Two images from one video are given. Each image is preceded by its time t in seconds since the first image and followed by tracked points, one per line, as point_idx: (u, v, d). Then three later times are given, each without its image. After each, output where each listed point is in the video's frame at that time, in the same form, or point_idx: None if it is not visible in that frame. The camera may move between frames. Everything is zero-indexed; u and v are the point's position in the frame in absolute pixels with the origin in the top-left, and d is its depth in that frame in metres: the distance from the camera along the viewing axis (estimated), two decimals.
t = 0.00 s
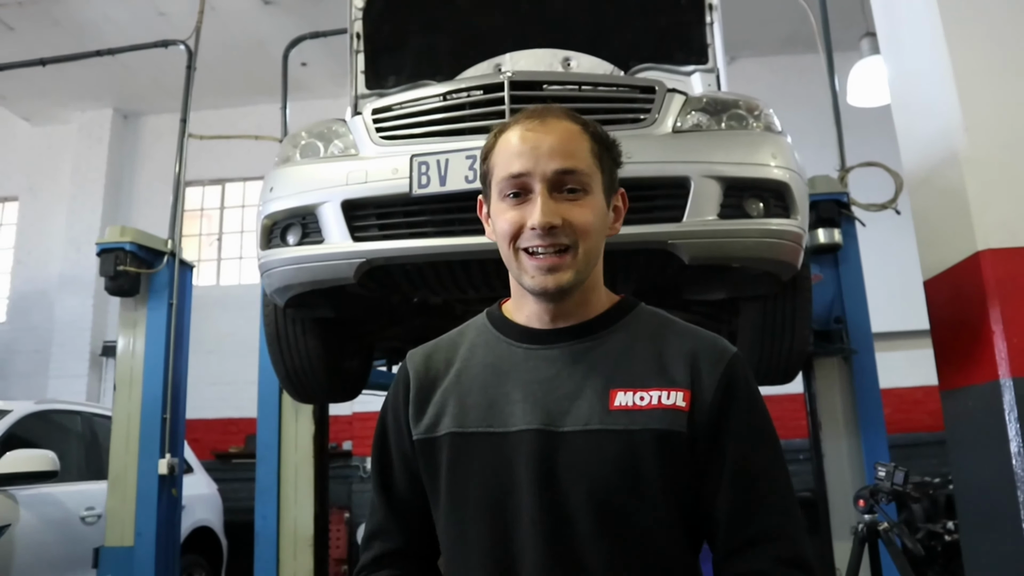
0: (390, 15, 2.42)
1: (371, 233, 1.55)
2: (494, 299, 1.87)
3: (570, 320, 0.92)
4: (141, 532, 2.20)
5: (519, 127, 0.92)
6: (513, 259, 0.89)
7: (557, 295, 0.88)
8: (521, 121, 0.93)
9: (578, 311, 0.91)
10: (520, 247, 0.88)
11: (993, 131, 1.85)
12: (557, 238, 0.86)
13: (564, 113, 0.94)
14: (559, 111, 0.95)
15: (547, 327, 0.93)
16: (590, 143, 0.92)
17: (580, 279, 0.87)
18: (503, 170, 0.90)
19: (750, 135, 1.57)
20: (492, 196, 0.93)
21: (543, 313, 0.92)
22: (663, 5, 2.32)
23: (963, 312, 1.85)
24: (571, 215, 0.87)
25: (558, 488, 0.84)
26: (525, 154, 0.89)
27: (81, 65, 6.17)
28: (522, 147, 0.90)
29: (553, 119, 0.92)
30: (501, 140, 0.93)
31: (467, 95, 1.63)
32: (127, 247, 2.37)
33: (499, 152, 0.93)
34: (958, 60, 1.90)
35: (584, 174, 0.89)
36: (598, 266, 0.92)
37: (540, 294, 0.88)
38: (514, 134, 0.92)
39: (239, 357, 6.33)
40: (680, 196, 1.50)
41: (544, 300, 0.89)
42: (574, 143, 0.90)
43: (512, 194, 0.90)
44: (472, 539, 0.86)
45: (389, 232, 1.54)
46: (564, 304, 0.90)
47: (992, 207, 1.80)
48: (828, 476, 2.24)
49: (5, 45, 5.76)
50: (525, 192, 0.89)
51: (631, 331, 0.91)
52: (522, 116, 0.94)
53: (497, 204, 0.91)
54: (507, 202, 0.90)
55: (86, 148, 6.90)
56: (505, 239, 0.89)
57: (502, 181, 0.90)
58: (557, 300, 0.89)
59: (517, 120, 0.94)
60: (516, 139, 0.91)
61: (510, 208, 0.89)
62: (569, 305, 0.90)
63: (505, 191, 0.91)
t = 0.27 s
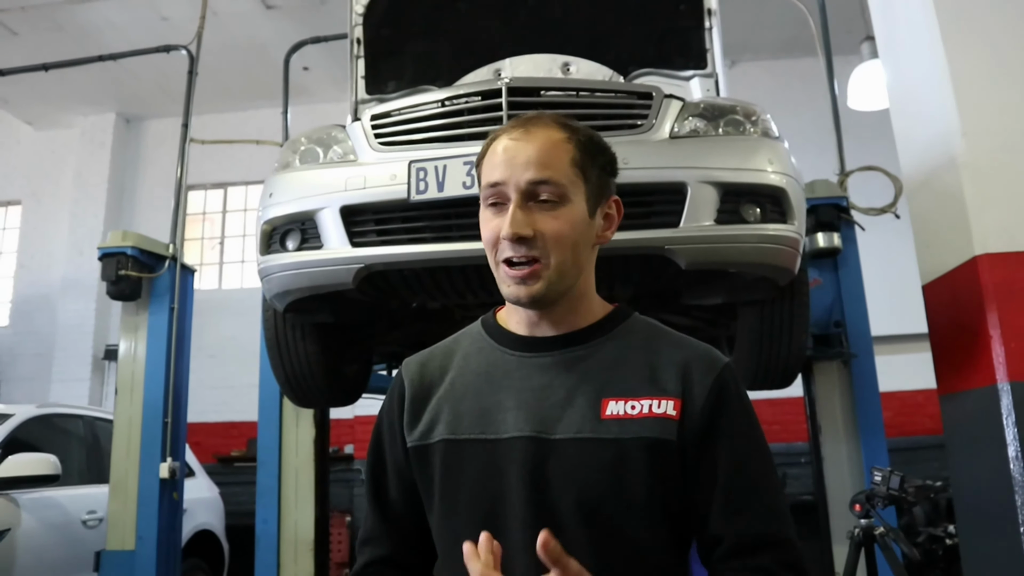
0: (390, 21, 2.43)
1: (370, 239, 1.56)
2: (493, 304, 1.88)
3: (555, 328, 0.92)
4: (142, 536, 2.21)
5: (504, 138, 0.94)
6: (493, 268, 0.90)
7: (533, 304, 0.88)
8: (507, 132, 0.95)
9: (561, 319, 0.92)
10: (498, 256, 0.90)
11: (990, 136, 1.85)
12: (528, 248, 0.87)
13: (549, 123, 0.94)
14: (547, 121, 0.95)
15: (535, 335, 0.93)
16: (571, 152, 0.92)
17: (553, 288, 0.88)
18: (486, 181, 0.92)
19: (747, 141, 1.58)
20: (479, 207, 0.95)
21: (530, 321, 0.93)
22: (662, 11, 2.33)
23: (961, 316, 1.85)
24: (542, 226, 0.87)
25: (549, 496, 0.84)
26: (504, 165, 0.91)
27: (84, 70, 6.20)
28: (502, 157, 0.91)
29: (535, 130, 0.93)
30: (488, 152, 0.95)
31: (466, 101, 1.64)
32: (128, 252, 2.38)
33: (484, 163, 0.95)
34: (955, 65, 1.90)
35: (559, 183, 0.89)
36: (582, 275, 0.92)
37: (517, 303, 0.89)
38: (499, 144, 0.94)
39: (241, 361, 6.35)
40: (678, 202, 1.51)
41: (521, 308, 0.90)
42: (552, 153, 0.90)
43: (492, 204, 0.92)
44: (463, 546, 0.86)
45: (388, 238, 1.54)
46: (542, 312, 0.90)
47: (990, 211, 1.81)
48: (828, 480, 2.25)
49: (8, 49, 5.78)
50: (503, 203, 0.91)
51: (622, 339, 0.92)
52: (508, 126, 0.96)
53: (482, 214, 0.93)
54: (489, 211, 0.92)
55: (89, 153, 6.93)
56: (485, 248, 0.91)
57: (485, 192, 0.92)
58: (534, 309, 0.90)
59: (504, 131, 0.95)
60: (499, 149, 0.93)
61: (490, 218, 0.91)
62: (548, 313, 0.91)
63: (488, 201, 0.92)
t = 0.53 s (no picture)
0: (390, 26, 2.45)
1: (368, 244, 1.56)
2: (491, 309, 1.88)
3: (549, 335, 0.93)
4: (143, 541, 2.22)
5: (504, 144, 0.94)
6: (491, 274, 0.91)
7: (532, 310, 0.89)
8: (507, 140, 0.95)
9: (557, 326, 0.93)
10: (498, 262, 0.90)
11: (987, 140, 1.86)
12: (531, 256, 0.88)
13: (549, 132, 0.95)
14: (546, 131, 0.96)
15: (527, 341, 0.94)
16: (571, 162, 0.93)
17: (553, 295, 0.89)
18: (485, 188, 0.93)
19: (743, 146, 1.58)
20: (476, 212, 0.95)
21: (523, 327, 0.93)
22: (660, 17, 2.35)
23: (958, 321, 1.86)
24: (546, 234, 0.88)
25: (534, 501, 0.85)
26: (506, 172, 0.91)
27: (87, 75, 6.23)
28: (504, 164, 0.92)
29: (537, 138, 0.94)
30: (487, 158, 0.96)
31: (463, 107, 1.65)
32: (130, 257, 2.39)
33: (483, 169, 0.95)
34: (952, 70, 1.91)
35: (562, 193, 0.90)
36: (577, 283, 0.93)
37: (515, 309, 0.90)
38: (498, 152, 0.94)
39: (243, 365, 6.36)
40: (673, 208, 1.52)
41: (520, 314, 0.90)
42: (554, 162, 0.91)
43: (492, 211, 0.92)
44: (450, 551, 0.87)
45: (385, 244, 1.55)
46: (540, 318, 0.91)
47: (987, 216, 1.81)
48: (827, 483, 2.25)
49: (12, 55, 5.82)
50: (504, 210, 0.91)
51: (610, 346, 0.92)
52: (508, 134, 0.96)
53: (479, 220, 0.94)
54: (488, 217, 0.92)
55: (92, 157, 6.95)
56: (484, 255, 0.91)
57: (485, 198, 0.92)
58: (533, 315, 0.90)
59: (504, 137, 0.96)
60: (498, 157, 0.93)
61: (490, 225, 0.91)
62: (545, 320, 0.92)
63: (487, 207, 0.93)
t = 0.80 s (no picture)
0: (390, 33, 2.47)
1: (367, 250, 1.58)
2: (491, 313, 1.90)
3: (540, 340, 0.94)
4: (149, 545, 2.23)
5: (499, 151, 0.95)
6: (483, 278, 0.91)
7: (524, 313, 0.90)
8: (502, 147, 0.96)
9: (548, 331, 0.93)
10: (490, 266, 0.91)
11: (984, 140, 1.86)
12: (525, 261, 0.89)
13: (544, 141, 0.96)
14: (540, 140, 0.97)
15: (518, 346, 0.95)
16: (566, 171, 0.94)
17: (545, 300, 0.90)
18: (480, 193, 0.93)
19: (738, 149, 1.59)
20: (469, 217, 0.96)
21: (513, 332, 0.94)
22: (658, 19, 2.36)
23: (957, 321, 1.86)
24: (540, 240, 0.89)
25: (524, 506, 0.85)
26: (501, 177, 0.92)
27: (90, 82, 6.26)
28: (498, 170, 0.92)
29: (532, 146, 0.95)
30: (481, 163, 0.96)
31: (460, 113, 1.66)
32: (134, 263, 2.40)
33: (478, 175, 0.95)
34: (949, 71, 1.91)
35: (556, 200, 0.91)
36: (568, 288, 0.94)
37: (508, 313, 0.91)
38: (492, 158, 0.95)
39: (248, 369, 6.38)
40: (669, 211, 1.53)
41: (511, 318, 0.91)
42: (549, 169, 0.92)
43: (486, 216, 0.92)
44: (441, 555, 0.88)
45: (384, 249, 1.57)
46: (531, 322, 0.92)
47: (984, 216, 1.81)
48: (830, 484, 2.25)
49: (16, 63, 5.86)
50: (498, 215, 0.92)
51: (600, 353, 0.93)
52: (503, 140, 0.97)
53: (472, 225, 0.94)
54: (481, 222, 0.93)
55: (96, 164, 6.99)
56: (477, 259, 0.92)
57: (479, 203, 0.93)
58: (524, 319, 0.91)
59: (499, 144, 0.97)
60: (493, 163, 0.94)
61: (483, 229, 0.92)
62: (537, 324, 0.92)
63: (481, 212, 0.93)
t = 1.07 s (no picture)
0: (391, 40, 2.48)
1: (368, 257, 1.59)
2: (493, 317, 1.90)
3: (535, 347, 0.94)
4: (158, 551, 2.25)
5: (499, 159, 0.96)
6: (482, 285, 0.92)
7: (521, 321, 0.91)
8: (502, 156, 0.97)
9: (542, 338, 0.94)
10: (490, 274, 0.91)
11: (983, 139, 1.86)
12: (526, 269, 0.90)
13: (543, 152, 0.98)
14: (539, 150, 0.99)
15: (512, 353, 0.95)
16: (565, 182, 0.96)
17: (543, 308, 0.91)
18: (480, 200, 0.94)
19: (737, 152, 1.60)
20: (467, 223, 0.96)
21: (507, 340, 0.95)
22: (657, 22, 2.37)
23: (960, 320, 1.85)
24: (540, 249, 0.90)
25: (518, 513, 0.86)
26: (502, 187, 0.93)
27: (96, 91, 6.31)
28: (499, 179, 0.93)
29: (533, 157, 0.96)
30: (480, 171, 0.97)
31: (459, 119, 1.67)
32: (140, 271, 2.43)
33: (477, 182, 0.96)
34: (948, 70, 1.91)
35: (557, 211, 0.93)
36: (563, 297, 0.96)
37: (505, 319, 0.92)
38: (493, 166, 0.96)
39: (256, 374, 6.41)
40: (667, 214, 1.53)
41: (509, 325, 0.92)
42: (550, 180, 0.94)
43: (485, 223, 0.93)
44: (437, 562, 0.89)
45: (385, 255, 1.58)
46: (528, 329, 0.93)
47: (984, 214, 1.81)
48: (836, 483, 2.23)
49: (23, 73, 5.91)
50: (498, 223, 0.93)
51: (593, 360, 0.94)
52: (503, 149, 0.98)
53: (471, 231, 0.95)
54: (481, 229, 0.93)
55: (103, 172, 7.04)
56: (476, 265, 0.93)
57: (479, 211, 0.94)
58: (521, 327, 0.92)
59: (499, 152, 0.97)
60: (493, 171, 0.95)
61: (483, 236, 0.92)
62: (533, 331, 0.93)
63: (481, 219, 0.94)
